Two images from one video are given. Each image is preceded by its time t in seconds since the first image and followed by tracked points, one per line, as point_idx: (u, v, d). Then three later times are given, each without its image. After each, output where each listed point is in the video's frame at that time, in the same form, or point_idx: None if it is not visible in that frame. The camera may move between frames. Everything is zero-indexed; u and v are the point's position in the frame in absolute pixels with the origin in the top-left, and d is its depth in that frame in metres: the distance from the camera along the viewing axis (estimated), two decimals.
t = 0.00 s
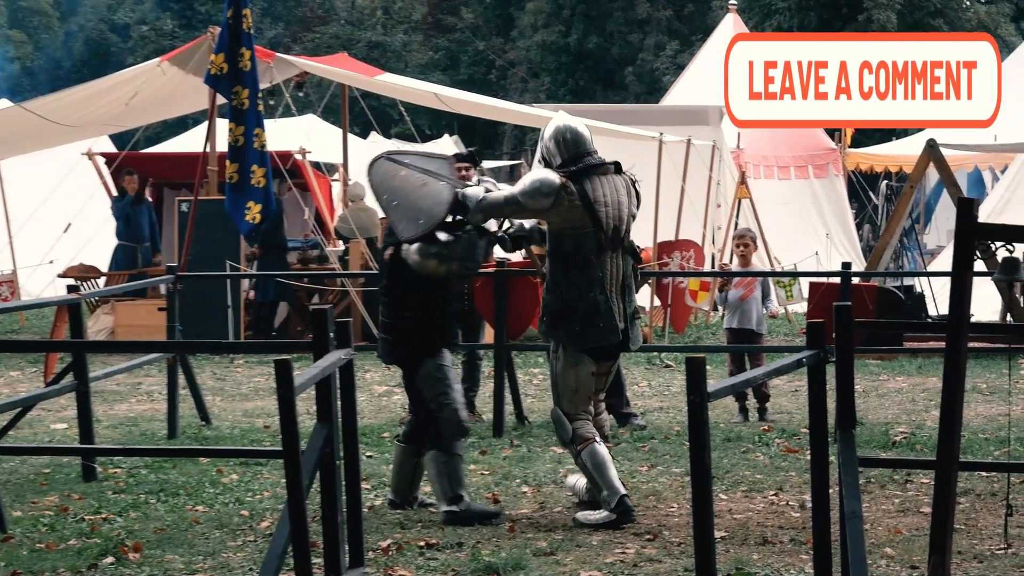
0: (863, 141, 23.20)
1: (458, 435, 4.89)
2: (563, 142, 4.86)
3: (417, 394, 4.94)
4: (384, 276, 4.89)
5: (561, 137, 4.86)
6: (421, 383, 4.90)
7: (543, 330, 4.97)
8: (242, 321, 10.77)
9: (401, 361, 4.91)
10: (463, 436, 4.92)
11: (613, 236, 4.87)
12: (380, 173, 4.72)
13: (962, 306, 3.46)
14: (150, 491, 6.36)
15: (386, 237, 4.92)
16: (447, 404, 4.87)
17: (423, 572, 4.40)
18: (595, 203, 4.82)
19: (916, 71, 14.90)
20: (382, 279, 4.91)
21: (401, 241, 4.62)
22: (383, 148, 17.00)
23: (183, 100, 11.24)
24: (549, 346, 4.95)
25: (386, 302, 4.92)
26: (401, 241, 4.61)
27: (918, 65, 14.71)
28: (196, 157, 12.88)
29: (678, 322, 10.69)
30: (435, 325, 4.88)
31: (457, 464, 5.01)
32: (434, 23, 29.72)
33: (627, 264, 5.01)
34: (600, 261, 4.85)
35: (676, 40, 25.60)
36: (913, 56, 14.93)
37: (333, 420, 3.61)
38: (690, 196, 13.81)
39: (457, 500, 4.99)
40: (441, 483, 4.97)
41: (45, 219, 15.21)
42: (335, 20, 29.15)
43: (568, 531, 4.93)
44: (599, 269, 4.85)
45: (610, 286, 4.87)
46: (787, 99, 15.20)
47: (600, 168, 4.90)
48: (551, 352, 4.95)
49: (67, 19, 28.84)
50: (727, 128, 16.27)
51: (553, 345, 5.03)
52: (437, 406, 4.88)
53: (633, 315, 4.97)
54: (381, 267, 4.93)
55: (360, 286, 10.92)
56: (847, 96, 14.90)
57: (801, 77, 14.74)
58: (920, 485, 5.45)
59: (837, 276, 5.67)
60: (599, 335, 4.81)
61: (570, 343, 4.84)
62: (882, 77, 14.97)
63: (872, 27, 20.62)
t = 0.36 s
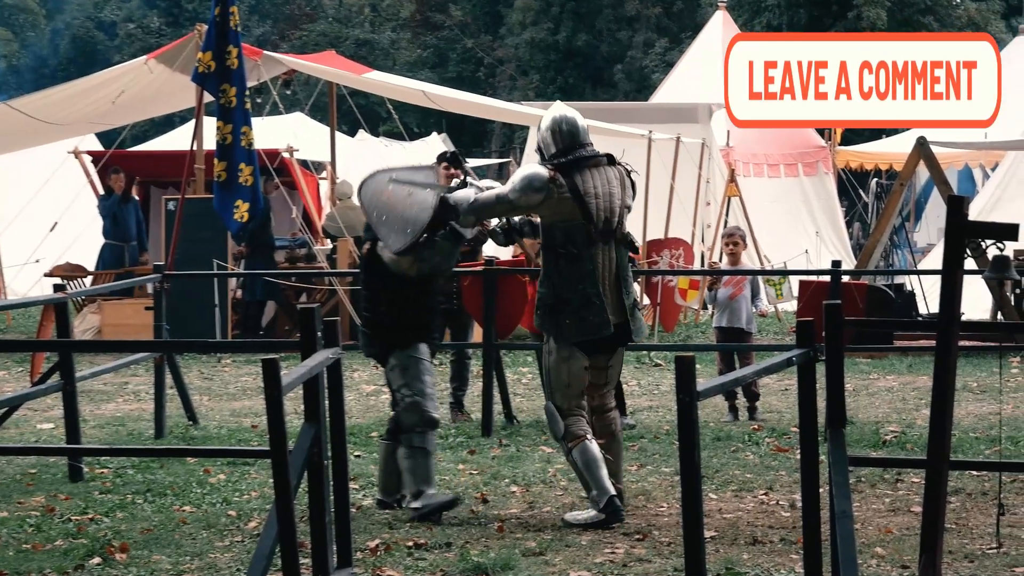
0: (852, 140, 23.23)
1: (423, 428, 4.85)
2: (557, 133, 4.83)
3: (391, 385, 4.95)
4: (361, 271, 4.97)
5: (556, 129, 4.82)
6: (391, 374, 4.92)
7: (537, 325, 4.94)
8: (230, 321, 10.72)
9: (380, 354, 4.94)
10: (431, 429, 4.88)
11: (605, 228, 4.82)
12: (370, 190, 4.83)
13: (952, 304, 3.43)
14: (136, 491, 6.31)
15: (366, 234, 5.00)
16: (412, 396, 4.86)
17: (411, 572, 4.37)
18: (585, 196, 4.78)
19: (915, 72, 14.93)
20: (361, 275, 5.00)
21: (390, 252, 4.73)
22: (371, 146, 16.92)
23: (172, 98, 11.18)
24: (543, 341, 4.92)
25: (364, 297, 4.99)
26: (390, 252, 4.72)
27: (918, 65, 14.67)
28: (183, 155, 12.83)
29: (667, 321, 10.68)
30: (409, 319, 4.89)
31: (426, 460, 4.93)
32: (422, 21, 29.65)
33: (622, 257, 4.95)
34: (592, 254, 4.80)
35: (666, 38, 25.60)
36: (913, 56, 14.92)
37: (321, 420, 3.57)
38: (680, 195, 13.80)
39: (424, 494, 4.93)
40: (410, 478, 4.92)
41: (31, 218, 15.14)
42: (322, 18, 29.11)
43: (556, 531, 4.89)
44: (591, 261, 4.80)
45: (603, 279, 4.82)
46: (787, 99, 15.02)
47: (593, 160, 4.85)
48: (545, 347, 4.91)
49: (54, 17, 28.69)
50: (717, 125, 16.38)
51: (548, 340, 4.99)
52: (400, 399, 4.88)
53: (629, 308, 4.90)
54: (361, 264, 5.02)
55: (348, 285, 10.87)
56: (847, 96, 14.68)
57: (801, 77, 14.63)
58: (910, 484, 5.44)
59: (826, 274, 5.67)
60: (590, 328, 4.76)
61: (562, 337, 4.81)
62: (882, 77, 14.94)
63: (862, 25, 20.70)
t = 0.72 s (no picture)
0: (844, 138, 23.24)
1: (410, 425, 4.91)
2: (552, 131, 4.80)
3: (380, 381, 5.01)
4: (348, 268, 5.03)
5: (552, 128, 4.79)
6: (379, 370, 4.98)
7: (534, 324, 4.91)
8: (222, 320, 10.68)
9: (367, 350, 5.00)
10: (417, 426, 4.93)
11: (599, 225, 4.78)
12: (364, 197, 4.87)
13: (946, 303, 3.42)
14: (128, 492, 6.28)
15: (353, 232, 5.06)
16: (395, 392, 4.92)
17: (405, 573, 4.34)
18: (580, 193, 4.75)
19: (916, 71, 14.89)
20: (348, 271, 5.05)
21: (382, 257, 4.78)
22: (363, 145, 16.87)
23: (163, 97, 11.15)
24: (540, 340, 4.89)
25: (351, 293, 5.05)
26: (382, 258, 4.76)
27: (918, 65, 14.68)
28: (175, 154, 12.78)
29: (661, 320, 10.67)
30: (395, 315, 4.95)
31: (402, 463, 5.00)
32: (414, 19, 29.79)
33: (618, 254, 4.90)
34: (587, 251, 4.77)
35: (659, 35, 25.58)
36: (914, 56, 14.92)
37: (313, 420, 3.54)
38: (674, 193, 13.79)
39: (388, 496, 5.01)
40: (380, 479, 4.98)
41: (22, 217, 15.08)
42: (314, 16, 29.05)
43: (549, 532, 4.86)
44: (586, 258, 4.77)
45: (598, 277, 4.78)
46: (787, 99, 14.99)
47: (588, 156, 4.82)
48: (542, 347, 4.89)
49: (44, 15, 28.59)
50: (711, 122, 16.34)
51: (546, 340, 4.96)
52: (385, 394, 4.95)
53: (626, 306, 4.84)
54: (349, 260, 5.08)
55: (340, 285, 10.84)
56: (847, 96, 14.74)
57: (801, 77, 14.64)
58: (906, 484, 5.43)
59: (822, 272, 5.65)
60: (585, 324, 4.72)
61: (557, 335, 4.77)
62: (882, 77, 14.95)
63: (856, 22, 20.72)
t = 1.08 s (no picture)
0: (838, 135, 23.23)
1: (390, 434, 4.90)
2: (545, 132, 4.76)
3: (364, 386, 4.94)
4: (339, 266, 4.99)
5: (544, 129, 4.75)
6: (365, 374, 4.92)
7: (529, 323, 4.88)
8: (213, 320, 10.63)
9: (355, 353, 4.93)
10: (397, 435, 4.92)
11: (593, 225, 4.73)
12: (357, 202, 4.77)
13: (942, 303, 3.37)
14: (119, 493, 6.22)
15: (344, 232, 5.02)
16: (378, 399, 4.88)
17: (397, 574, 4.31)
18: (573, 192, 4.68)
19: (916, 71, 14.78)
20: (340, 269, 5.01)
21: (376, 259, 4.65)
22: (355, 143, 16.81)
23: (152, 95, 11.08)
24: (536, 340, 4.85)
25: (343, 292, 5.02)
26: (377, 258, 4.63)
27: (918, 65, 14.63)
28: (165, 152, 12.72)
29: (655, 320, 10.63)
30: (385, 315, 4.91)
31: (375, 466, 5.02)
32: (406, 17, 29.76)
33: (612, 254, 4.84)
34: (582, 251, 4.72)
35: (652, 33, 25.57)
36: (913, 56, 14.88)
37: (305, 420, 3.49)
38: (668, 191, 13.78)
39: (355, 499, 5.06)
40: (351, 479, 5.03)
41: (11, 216, 15.01)
42: (306, 13, 29.01)
43: (542, 534, 4.81)
44: (580, 259, 4.72)
45: (593, 278, 4.73)
46: (787, 98, 14.90)
47: (581, 156, 4.76)
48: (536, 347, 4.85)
49: (33, 13, 28.47)
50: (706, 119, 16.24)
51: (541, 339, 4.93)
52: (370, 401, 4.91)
53: (620, 307, 4.79)
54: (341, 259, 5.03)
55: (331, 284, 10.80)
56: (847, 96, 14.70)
57: (802, 78, 14.54)
58: (902, 484, 5.40)
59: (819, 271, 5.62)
60: (579, 327, 4.68)
61: (552, 338, 4.74)
62: (882, 77, 14.89)
63: (851, 20, 20.70)
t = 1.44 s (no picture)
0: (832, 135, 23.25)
1: (386, 436, 4.92)
2: (536, 135, 4.76)
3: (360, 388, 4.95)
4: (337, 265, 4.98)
5: (535, 132, 4.75)
6: (363, 376, 4.92)
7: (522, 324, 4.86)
8: (207, 320, 10.61)
9: (353, 354, 4.93)
10: (394, 437, 4.94)
11: (583, 226, 4.71)
12: (353, 200, 4.82)
13: (937, 304, 3.36)
14: (114, 494, 6.21)
15: (342, 231, 5.02)
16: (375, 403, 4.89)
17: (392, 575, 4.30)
18: (562, 193, 4.68)
19: (916, 71, 14.79)
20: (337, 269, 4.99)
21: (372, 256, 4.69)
22: (349, 143, 16.79)
23: (147, 96, 11.07)
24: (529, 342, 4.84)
25: (341, 291, 5.01)
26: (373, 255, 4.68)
27: (918, 65, 14.63)
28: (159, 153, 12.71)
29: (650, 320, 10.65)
30: (382, 315, 4.90)
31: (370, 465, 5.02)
32: (400, 17, 29.77)
33: (604, 256, 4.82)
34: (572, 252, 4.70)
35: (646, 33, 25.61)
36: (913, 56, 14.88)
37: (299, 421, 3.48)
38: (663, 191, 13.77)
39: (349, 498, 5.06)
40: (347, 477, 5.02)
41: (5, 217, 14.98)
42: (299, 13, 29.05)
43: (537, 534, 4.81)
44: (571, 259, 4.70)
45: (584, 278, 4.71)
46: (787, 98, 14.90)
47: (571, 157, 4.76)
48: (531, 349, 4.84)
49: (26, 13, 28.41)
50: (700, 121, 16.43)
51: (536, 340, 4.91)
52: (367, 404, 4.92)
53: (612, 308, 4.75)
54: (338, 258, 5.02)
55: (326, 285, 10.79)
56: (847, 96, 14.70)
57: (802, 77, 14.52)
58: (897, 484, 5.41)
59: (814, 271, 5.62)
60: (572, 328, 4.66)
61: (544, 339, 4.73)
62: (882, 76, 14.87)
63: (845, 20, 20.71)
